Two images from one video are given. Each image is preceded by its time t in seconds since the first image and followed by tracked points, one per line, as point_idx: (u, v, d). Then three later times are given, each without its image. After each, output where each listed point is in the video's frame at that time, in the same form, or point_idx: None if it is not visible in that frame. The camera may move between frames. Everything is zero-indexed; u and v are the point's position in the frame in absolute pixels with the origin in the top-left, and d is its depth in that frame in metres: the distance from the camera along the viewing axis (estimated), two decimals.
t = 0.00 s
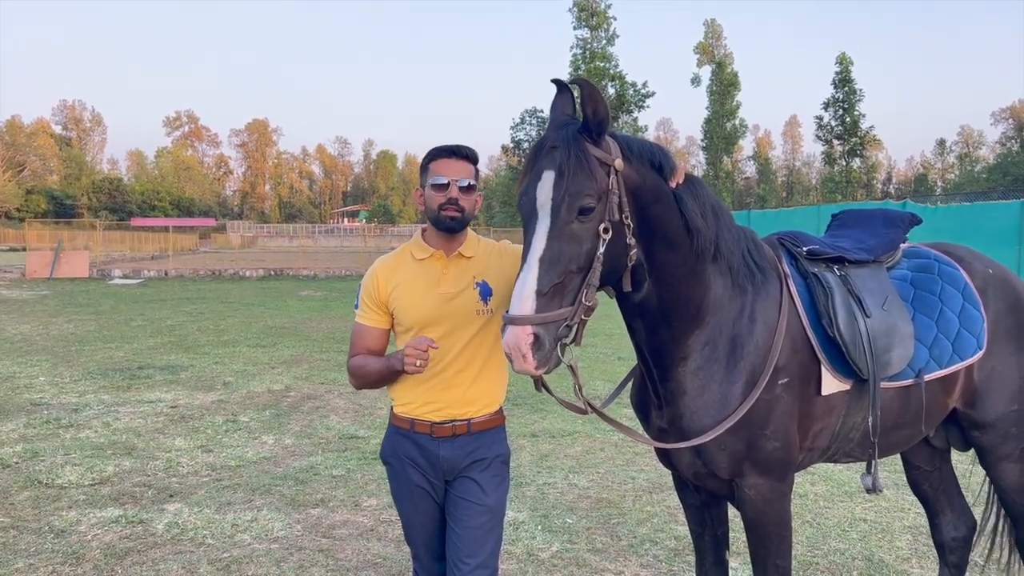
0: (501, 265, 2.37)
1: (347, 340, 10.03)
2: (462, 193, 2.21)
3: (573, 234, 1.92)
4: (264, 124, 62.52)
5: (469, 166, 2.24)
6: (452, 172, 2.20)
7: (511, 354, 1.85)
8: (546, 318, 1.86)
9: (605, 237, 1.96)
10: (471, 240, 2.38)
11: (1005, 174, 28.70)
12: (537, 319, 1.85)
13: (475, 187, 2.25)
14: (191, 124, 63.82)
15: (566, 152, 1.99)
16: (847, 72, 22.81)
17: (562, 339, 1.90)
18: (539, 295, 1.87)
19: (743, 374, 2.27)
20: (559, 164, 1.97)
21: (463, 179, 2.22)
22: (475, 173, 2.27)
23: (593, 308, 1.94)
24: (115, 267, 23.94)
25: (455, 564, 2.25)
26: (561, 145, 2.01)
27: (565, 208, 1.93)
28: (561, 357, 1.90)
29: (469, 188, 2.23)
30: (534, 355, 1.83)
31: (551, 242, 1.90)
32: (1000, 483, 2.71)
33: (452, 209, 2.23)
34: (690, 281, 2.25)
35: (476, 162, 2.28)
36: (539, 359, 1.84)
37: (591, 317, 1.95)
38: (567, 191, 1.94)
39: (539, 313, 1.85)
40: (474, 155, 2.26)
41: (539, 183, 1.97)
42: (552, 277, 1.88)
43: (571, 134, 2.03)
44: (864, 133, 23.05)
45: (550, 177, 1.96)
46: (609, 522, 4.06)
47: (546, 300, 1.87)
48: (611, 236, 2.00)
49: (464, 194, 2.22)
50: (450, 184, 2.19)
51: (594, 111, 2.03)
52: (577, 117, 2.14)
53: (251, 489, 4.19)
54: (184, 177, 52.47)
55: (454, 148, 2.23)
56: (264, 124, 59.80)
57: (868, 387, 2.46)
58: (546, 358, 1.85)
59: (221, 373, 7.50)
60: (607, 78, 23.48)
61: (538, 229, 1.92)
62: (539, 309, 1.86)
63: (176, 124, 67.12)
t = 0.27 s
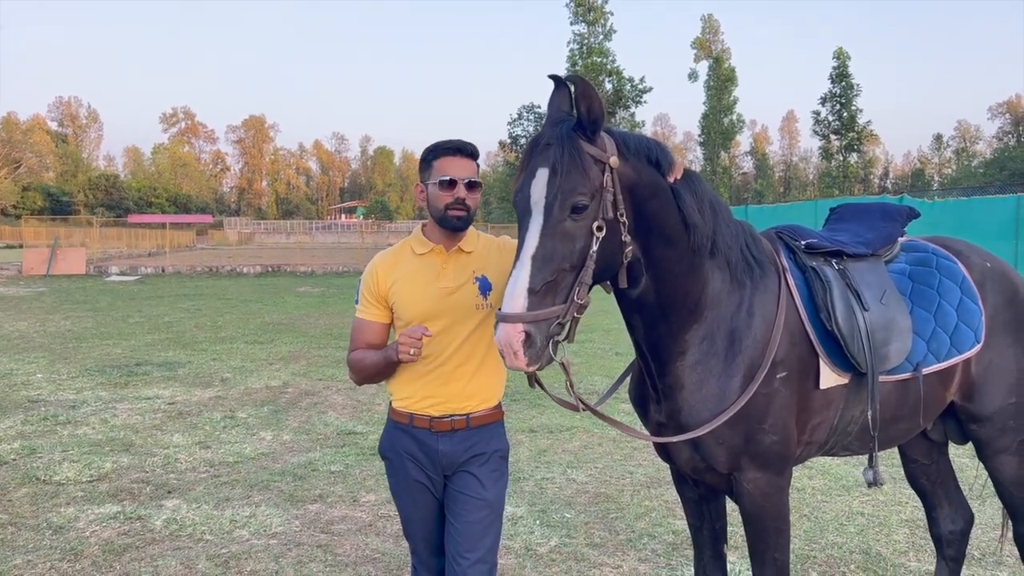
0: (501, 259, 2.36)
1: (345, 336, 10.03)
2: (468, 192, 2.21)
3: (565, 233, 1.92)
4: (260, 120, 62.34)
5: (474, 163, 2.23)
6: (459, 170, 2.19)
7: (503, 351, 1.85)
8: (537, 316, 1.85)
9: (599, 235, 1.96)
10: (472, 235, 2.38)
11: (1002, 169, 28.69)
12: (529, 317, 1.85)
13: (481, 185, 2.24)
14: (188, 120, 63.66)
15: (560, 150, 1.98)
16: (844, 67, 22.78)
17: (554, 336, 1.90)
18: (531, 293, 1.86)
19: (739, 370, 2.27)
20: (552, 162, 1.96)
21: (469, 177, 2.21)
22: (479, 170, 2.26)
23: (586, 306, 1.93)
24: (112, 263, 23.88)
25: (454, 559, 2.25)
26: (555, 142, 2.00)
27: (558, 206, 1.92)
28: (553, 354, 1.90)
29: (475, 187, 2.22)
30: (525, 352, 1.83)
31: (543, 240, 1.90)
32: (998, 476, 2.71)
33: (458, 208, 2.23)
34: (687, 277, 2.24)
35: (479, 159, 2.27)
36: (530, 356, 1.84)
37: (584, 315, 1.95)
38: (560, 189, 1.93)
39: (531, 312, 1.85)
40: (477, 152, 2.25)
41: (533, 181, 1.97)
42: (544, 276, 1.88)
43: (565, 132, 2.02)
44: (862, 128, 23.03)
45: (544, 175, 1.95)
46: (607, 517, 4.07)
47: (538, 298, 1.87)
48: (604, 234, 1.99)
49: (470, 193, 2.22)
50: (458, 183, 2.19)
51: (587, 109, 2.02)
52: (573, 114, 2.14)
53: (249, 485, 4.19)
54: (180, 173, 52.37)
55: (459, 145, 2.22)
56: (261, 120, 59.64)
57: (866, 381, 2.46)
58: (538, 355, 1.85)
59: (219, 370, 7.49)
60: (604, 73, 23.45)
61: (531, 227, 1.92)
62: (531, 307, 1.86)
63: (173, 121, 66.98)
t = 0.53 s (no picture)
0: (497, 253, 2.36)
1: (341, 332, 10.02)
2: (472, 186, 2.21)
3: (560, 226, 1.91)
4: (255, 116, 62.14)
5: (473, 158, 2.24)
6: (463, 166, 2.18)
7: (499, 344, 1.86)
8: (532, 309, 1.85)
9: (594, 228, 1.96)
10: (468, 230, 2.37)
11: (997, 164, 28.76)
12: (523, 310, 1.85)
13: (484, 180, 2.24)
14: (183, 116, 63.41)
15: (555, 143, 1.98)
16: (840, 62, 22.81)
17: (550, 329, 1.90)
18: (526, 286, 1.86)
19: (736, 363, 2.27)
20: (547, 155, 1.96)
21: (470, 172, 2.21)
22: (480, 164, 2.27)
23: (581, 299, 1.93)
24: (108, 260, 23.81)
25: (453, 553, 2.26)
26: (550, 136, 2.00)
27: (553, 199, 1.92)
28: (548, 347, 1.90)
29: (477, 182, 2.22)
30: (520, 345, 1.84)
31: (538, 233, 1.90)
32: (993, 470, 2.73)
33: (462, 203, 2.22)
34: (683, 270, 2.24)
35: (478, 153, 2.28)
36: (525, 349, 1.84)
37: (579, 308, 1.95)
38: (555, 182, 1.93)
39: (526, 304, 1.85)
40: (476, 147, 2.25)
41: (528, 174, 1.97)
42: (539, 268, 1.87)
43: (561, 125, 2.02)
44: (857, 124, 23.07)
45: (538, 168, 1.95)
46: (604, 511, 4.08)
47: (533, 291, 1.87)
48: (600, 227, 1.99)
49: (473, 188, 2.22)
50: (462, 178, 2.19)
51: (582, 102, 2.02)
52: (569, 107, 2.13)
53: (246, 481, 4.19)
54: (175, 170, 52.22)
55: (460, 141, 2.22)
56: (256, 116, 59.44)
57: (862, 374, 2.46)
58: (532, 348, 1.85)
59: (215, 366, 7.48)
60: (600, 68, 23.42)
61: (526, 220, 1.92)
62: (526, 300, 1.86)
63: (168, 117, 66.76)
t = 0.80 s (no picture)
0: (490, 249, 2.36)
1: (336, 328, 10.01)
2: (464, 183, 2.21)
3: (552, 224, 1.92)
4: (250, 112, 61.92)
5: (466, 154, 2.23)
6: (455, 162, 2.18)
7: (492, 342, 1.86)
8: (525, 307, 1.86)
9: (586, 226, 1.96)
10: (461, 226, 2.38)
11: (991, 161, 28.84)
12: (516, 308, 1.85)
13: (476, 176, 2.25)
14: (176, 112, 63.14)
15: (546, 141, 1.98)
16: (834, 59, 22.83)
17: (543, 327, 1.90)
18: (519, 284, 1.86)
19: (729, 360, 2.28)
20: (538, 153, 1.96)
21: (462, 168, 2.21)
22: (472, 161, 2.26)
23: (574, 297, 1.93)
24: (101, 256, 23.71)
25: (446, 550, 2.26)
26: (542, 134, 2.00)
27: (544, 197, 1.92)
28: (542, 345, 1.91)
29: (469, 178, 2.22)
30: (513, 343, 1.84)
31: (531, 231, 1.90)
32: (984, 465, 2.75)
33: (454, 199, 2.22)
34: (676, 268, 2.25)
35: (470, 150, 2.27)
36: (519, 347, 1.85)
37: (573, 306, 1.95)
38: (547, 180, 1.93)
39: (518, 302, 1.86)
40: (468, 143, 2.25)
41: (520, 172, 1.97)
42: (532, 266, 1.88)
43: (552, 123, 2.02)
44: (852, 120, 23.11)
45: (530, 166, 1.95)
46: (597, 507, 4.09)
47: (526, 288, 1.87)
48: (592, 225, 1.99)
49: (465, 184, 2.22)
50: (454, 174, 2.18)
51: (573, 101, 2.01)
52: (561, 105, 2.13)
53: (240, 478, 4.18)
54: (169, 166, 52.01)
55: (452, 137, 2.22)
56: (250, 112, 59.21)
57: (855, 371, 2.48)
58: (526, 345, 1.85)
59: (209, 363, 7.47)
60: (595, 65, 23.40)
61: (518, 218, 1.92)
62: (519, 298, 1.86)
63: (162, 113, 66.49)
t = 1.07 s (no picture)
0: (481, 246, 2.36)
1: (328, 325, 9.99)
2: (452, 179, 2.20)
3: (543, 218, 1.92)
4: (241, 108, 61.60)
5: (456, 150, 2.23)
6: (444, 158, 2.18)
7: (482, 337, 1.86)
8: (515, 301, 1.86)
9: (577, 221, 1.96)
10: (452, 223, 2.37)
11: (981, 159, 29.01)
12: (507, 302, 1.85)
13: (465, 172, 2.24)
14: (167, 108, 62.76)
15: (538, 136, 1.98)
16: (826, 57, 22.90)
17: (534, 321, 1.90)
18: (509, 279, 1.86)
19: (720, 355, 2.29)
20: (530, 148, 1.96)
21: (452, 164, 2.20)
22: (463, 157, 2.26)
23: (565, 292, 1.94)
24: (92, 252, 23.57)
25: (437, 546, 2.26)
26: (533, 129, 2.00)
27: (536, 191, 1.92)
28: (532, 340, 1.91)
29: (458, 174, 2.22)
30: (504, 338, 1.84)
31: (522, 226, 1.90)
32: (972, 461, 2.77)
33: (442, 195, 2.22)
34: (668, 263, 2.25)
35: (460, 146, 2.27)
36: (509, 341, 1.85)
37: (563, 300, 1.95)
38: (538, 175, 1.93)
39: (509, 297, 1.86)
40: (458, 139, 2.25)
41: (512, 167, 1.97)
42: (522, 261, 1.88)
43: (544, 118, 2.02)
44: (843, 118, 23.19)
45: (522, 161, 1.95)
46: (589, 503, 4.10)
47: (517, 283, 1.87)
48: (584, 219, 1.99)
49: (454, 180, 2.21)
50: (442, 170, 2.18)
51: (565, 95, 2.01)
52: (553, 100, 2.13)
53: (231, 474, 4.17)
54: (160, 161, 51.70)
55: (441, 133, 2.21)
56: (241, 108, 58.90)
57: (845, 366, 2.49)
58: (516, 340, 1.86)
59: (200, 359, 7.44)
60: (588, 62, 23.40)
61: (510, 213, 1.92)
62: (509, 292, 1.86)
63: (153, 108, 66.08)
